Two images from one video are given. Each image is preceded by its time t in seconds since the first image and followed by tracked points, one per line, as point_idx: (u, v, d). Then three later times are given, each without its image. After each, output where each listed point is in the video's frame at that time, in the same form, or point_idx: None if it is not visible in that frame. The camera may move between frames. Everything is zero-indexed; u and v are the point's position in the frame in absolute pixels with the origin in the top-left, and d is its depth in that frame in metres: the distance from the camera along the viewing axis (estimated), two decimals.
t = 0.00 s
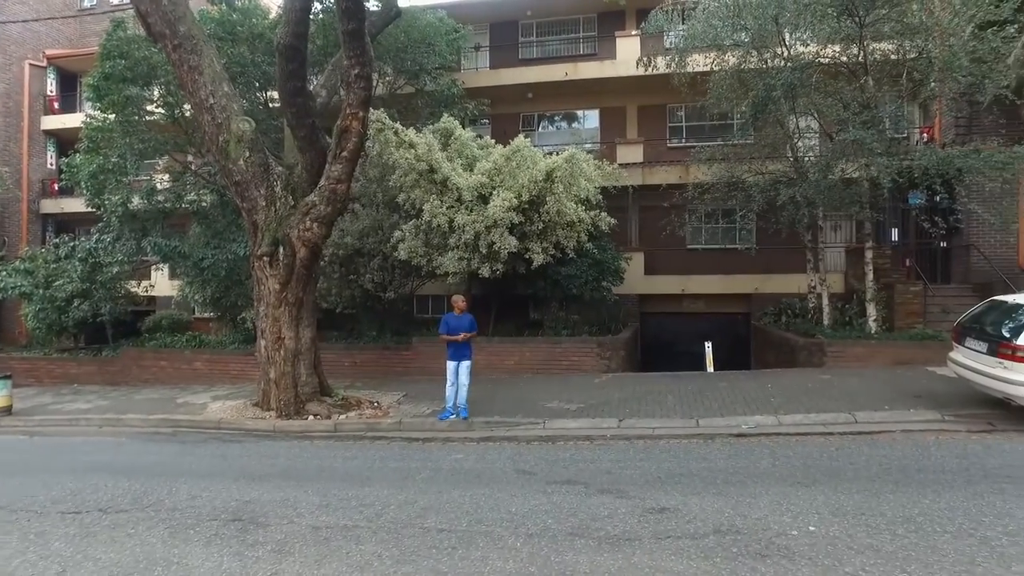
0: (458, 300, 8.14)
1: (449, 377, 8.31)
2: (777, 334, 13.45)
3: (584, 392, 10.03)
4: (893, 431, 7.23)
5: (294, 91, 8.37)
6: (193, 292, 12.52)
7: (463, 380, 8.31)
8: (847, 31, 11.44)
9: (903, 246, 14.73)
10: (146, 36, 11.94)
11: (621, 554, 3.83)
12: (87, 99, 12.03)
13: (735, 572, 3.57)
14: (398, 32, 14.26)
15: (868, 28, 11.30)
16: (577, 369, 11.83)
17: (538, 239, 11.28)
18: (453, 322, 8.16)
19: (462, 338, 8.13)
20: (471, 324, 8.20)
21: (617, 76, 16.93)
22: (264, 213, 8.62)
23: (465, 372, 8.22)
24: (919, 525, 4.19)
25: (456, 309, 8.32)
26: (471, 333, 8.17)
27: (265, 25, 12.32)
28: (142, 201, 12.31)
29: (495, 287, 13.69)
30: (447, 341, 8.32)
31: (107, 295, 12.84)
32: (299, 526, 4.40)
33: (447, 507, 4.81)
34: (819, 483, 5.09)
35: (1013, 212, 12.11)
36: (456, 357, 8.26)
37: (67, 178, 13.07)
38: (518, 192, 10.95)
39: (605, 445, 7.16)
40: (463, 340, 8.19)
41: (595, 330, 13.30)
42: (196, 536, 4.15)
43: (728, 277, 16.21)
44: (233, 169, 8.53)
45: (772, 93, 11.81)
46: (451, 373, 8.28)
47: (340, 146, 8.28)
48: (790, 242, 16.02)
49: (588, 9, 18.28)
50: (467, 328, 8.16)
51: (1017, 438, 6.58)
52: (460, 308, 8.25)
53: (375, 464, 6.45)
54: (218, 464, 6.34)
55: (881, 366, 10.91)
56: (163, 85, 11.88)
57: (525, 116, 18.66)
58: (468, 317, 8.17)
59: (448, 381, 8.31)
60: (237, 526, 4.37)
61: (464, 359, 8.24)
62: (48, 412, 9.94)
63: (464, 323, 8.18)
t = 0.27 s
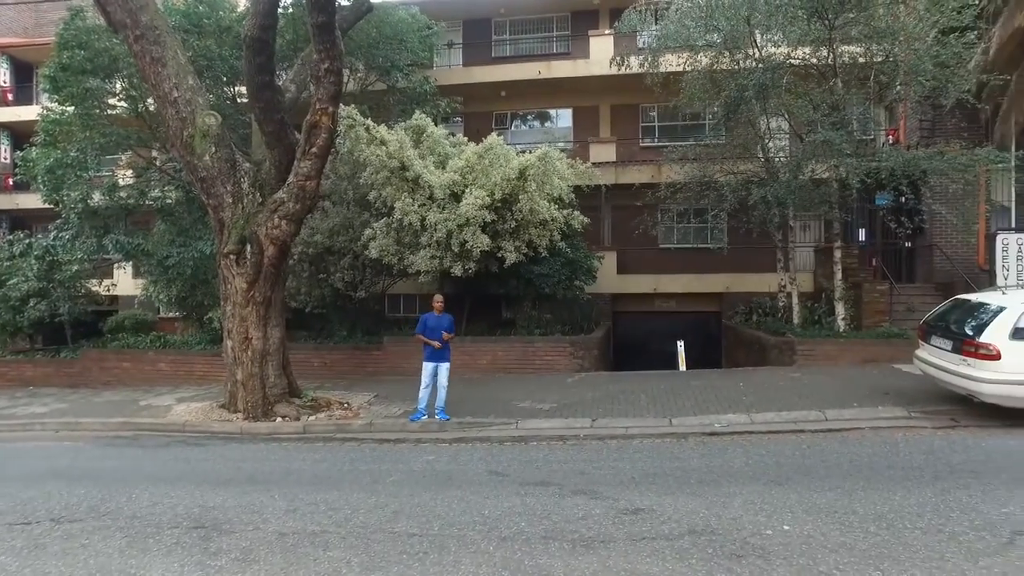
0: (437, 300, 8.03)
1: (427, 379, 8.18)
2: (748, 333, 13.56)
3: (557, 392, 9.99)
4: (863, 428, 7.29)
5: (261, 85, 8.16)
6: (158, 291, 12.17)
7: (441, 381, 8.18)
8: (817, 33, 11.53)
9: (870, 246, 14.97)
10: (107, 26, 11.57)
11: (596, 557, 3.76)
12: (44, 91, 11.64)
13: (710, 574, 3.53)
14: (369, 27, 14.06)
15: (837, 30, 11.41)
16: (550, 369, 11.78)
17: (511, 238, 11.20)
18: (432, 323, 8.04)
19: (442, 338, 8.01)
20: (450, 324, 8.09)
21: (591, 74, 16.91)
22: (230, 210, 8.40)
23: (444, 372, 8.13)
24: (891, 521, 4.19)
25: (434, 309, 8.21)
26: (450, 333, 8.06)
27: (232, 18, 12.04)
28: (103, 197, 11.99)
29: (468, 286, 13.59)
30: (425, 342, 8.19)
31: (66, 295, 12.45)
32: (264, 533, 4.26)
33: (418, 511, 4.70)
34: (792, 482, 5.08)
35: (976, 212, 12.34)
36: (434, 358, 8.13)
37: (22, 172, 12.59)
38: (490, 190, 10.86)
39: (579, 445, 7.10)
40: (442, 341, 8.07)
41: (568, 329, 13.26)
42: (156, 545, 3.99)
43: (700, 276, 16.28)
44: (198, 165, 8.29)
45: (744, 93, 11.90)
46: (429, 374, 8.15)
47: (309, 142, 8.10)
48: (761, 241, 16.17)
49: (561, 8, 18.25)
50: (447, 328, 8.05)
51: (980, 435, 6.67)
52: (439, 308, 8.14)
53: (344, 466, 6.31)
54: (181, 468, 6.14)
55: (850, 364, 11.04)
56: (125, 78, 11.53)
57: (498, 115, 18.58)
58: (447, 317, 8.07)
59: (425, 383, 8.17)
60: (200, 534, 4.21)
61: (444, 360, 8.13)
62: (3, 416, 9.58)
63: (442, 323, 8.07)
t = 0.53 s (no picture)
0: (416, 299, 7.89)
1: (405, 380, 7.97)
2: (717, 331, 13.66)
3: (527, 391, 9.94)
4: (828, 424, 7.36)
5: (224, 78, 7.95)
6: (117, 290, 11.80)
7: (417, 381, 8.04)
8: (784, 35, 11.65)
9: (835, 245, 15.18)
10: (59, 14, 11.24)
11: (564, 558, 3.71)
12: None
13: (679, 573, 3.50)
14: (338, 22, 13.87)
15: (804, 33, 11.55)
16: (520, 367, 11.73)
17: (480, 236, 11.11)
18: (409, 322, 7.88)
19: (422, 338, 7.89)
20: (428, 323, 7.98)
21: (561, 73, 16.91)
22: (192, 206, 8.18)
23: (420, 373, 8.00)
24: (857, 516, 4.21)
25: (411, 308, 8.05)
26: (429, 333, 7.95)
27: (195, 10, 11.76)
28: (59, 192, 11.66)
29: (437, 284, 13.49)
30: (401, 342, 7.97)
31: (16, 294, 11.73)
32: (224, 538, 4.12)
33: (385, 513, 4.60)
34: (760, 479, 5.09)
35: (936, 212, 12.61)
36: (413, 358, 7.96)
37: None
38: (460, 187, 10.77)
39: (550, 445, 7.06)
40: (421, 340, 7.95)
41: (538, 328, 13.22)
42: (108, 554, 3.83)
43: (669, 275, 16.36)
44: (158, 159, 8.06)
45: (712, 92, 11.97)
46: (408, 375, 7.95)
47: (274, 137, 7.93)
48: (729, 240, 16.33)
49: (532, 6, 18.21)
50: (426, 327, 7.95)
51: (940, 430, 6.78)
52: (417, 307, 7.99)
53: (309, 468, 6.18)
54: (138, 473, 5.94)
55: (816, 361, 11.18)
56: (81, 68, 11.25)
57: (468, 112, 18.49)
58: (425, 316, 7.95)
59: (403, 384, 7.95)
60: (155, 541, 4.06)
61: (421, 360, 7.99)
62: None
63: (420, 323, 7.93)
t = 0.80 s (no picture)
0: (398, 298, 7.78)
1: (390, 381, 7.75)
2: (691, 329, 13.74)
3: (501, 390, 9.89)
4: (800, 421, 7.41)
5: (191, 71, 7.77)
6: (80, 288, 11.52)
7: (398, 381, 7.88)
8: (757, 35, 11.73)
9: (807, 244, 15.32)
10: None
11: (536, 558, 3.66)
12: None
13: (651, 573, 3.48)
14: (310, 17, 13.65)
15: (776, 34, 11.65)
16: (495, 366, 11.67)
17: (454, 234, 11.03)
18: (391, 321, 7.71)
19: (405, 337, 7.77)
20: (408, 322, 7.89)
21: (537, 71, 16.87)
22: (159, 202, 7.99)
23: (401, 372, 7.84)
24: (826, 513, 4.22)
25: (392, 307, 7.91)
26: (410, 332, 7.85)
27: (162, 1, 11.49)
28: (18, 186, 11.33)
29: (411, 282, 13.39)
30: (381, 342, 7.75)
31: None
32: (187, 543, 4.01)
33: (354, 515, 4.51)
34: (733, 476, 5.09)
35: (904, 212, 12.81)
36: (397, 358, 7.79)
37: None
38: (433, 185, 10.67)
39: (523, 444, 7.01)
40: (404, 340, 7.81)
41: (513, 327, 13.18)
42: (64, 563, 3.70)
43: (644, 273, 16.40)
44: (122, 154, 7.86)
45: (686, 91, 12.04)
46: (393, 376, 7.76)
47: (243, 132, 7.78)
48: (703, 239, 16.43)
49: (508, 4, 18.14)
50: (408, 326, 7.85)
51: (908, 426, 6.87)
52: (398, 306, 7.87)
53: (278, 469, 6.06)
54: (100, 477, 5.76)
55: (788, 359, 11.28)
56: (42, 59, 10.86)
57: (443, 110, 18.38)
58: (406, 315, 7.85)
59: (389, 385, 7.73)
60: (113, 548, 3.93)
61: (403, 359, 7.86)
62: None
63: (401, 322, 7.79)
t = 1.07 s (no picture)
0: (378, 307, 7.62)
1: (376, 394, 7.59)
2: (664, 328, 13.79)
3: (475, 390, 9.81)
4: (772, 420, 7.44)
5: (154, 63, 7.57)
6: (40, 287, 11.21)
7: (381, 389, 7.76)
8: (730, 36, 11.80)
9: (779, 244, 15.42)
10: None
11: (504, 562, 3.59)
12: None
13: (622, 574, 3.42)
14: (280, 11, 13.43)
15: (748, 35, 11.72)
16: (468, 366, 11.59)
17: (427, 233, 10.92)
18: (371, 331, 7.55)
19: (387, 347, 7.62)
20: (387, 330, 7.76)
21: (512, 70, 16.80)
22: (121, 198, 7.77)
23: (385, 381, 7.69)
24: (796, 511, 4.20)
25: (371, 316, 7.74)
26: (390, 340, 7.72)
27: None
28: None
29: (384, 282, 13.24)
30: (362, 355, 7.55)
31: None
32: (145, 551, 3.87)
33: (321, 519, 4.40)
34: (705, 476, 5.06)
35: (872, 212, 13.00)
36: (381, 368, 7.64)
37: None
38: (406, 183, 10.56)
39: (496, 444, 6.93)
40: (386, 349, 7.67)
41: (486, 326, 13.12)
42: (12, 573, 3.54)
43: (619, 273, 16.35)
44: (82, 148, 7.62)
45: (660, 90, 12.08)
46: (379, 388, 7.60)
47: (209, 127, 7.59)
48: (677, 239, 16.52)
49: (482, 2, 18.05)
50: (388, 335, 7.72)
51: (876, 423, 6.93)
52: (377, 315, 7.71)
53: (244, 473, 5.91)
54: (57, 483, 5.57)
55: (760, 358, 11.36)
56: None
57: (417, 108, 18.24)
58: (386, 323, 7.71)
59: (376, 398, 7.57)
60: (66, 558, 3.78)
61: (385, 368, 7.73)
62: None
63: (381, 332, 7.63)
